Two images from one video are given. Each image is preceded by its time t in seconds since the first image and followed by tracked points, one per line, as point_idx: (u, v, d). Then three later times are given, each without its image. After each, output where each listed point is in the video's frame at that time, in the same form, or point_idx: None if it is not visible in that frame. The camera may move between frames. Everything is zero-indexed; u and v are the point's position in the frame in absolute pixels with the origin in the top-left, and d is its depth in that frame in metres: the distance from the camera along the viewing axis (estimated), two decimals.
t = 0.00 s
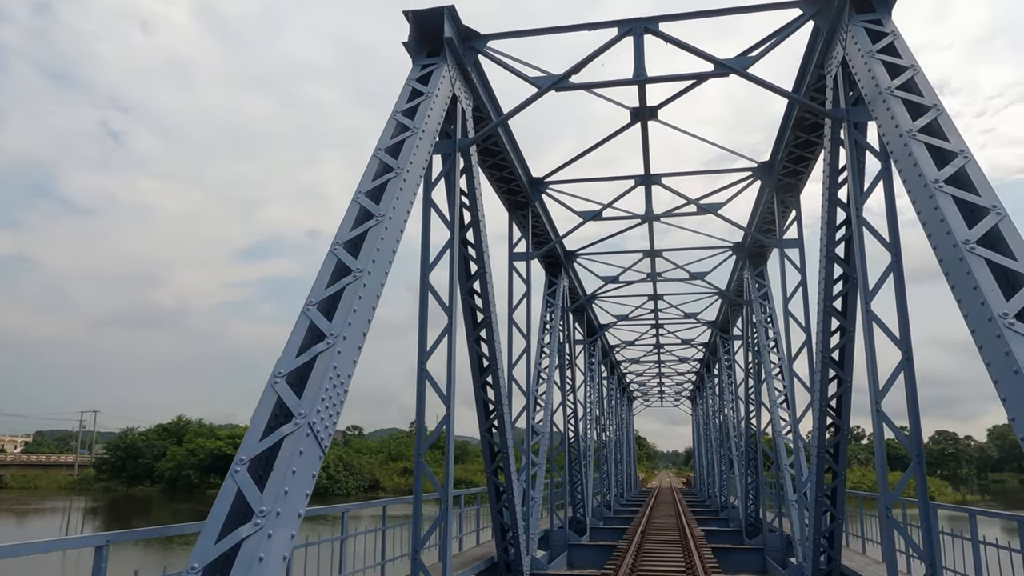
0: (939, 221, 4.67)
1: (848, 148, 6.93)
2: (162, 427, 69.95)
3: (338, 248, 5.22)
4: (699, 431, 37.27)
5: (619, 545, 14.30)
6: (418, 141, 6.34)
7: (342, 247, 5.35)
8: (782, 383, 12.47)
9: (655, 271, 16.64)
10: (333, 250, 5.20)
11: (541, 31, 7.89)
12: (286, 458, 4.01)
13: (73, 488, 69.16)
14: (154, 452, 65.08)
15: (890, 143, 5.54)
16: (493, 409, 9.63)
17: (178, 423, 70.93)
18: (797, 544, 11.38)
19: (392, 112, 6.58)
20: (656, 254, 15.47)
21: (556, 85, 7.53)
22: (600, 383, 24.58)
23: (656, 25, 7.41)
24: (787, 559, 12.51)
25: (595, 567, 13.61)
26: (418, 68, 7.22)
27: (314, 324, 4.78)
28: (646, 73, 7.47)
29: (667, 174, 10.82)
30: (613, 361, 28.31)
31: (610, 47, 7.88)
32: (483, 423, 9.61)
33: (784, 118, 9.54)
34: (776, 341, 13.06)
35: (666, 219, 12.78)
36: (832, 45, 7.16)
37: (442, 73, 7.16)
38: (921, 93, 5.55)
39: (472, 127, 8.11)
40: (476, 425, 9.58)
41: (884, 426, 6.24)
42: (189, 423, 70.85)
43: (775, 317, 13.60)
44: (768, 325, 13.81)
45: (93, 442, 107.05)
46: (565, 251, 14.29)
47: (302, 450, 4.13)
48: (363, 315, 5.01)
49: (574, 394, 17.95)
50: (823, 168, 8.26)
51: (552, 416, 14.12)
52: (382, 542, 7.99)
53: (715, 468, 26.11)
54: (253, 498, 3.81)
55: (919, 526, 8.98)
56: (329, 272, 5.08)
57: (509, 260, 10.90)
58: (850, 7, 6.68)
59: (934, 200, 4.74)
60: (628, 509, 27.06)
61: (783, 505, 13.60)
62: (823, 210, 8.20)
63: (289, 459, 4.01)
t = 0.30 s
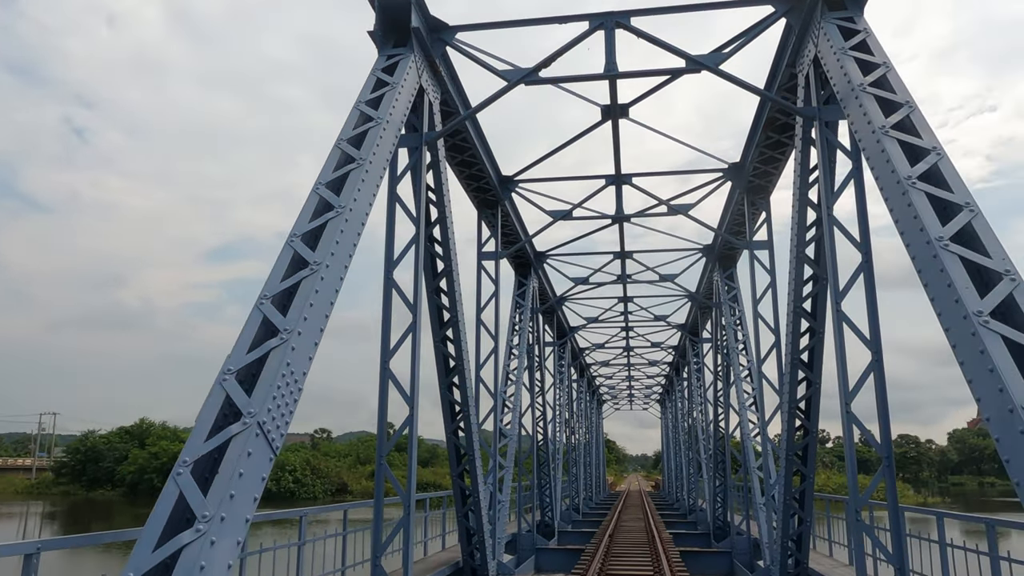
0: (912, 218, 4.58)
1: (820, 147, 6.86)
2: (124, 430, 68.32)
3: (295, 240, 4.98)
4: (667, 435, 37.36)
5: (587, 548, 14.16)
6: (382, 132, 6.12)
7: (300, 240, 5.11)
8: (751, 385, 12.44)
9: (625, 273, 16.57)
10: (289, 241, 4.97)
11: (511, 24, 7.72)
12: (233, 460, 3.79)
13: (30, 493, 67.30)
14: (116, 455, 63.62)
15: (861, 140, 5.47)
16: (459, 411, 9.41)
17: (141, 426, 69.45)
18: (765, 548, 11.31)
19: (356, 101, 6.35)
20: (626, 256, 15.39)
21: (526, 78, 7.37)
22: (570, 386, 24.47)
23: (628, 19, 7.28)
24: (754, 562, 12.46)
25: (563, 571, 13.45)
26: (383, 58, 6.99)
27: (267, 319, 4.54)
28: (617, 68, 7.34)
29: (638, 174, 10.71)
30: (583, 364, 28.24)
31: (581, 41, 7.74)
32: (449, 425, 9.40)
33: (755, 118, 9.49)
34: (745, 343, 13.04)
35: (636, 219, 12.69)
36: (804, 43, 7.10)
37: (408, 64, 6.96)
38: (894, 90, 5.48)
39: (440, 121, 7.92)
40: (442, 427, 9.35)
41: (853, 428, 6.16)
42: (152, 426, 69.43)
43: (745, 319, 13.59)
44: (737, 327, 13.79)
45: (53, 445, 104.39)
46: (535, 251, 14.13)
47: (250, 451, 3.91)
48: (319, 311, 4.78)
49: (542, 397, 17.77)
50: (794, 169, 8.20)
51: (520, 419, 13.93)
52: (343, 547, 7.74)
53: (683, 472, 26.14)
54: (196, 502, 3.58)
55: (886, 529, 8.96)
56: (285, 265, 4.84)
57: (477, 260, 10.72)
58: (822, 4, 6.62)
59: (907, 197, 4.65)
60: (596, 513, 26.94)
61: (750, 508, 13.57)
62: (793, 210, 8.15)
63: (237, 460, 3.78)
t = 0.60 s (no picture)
0: (888, 216, 4.48)
1: (793, 145, 6.78)
2: (83, 432, 66.55)
3: (252, 232, 4.74)
4: (635, 438, 37.40)
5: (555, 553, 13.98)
6: (345, 122, 5.90)
7: (256, 232, 4.86)
8: (720, 388, 12.38)
9: (596, 274, 16.48)
10: (245, 233, 4.72)
11: (481, 16, 7.53)
12: (178, 463, 3.54)
13: None
14: (74, 458, 62.06)
15: (835, 139, 5.39)
16: (426, 412, 9.19)
17: (101, 428, 67.83)
18: (733, 552, 11.24)
19: (319, 91, 6.10)
20: (597, 258, 15.30)
21: (495, 72, 7.20)
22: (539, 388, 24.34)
23: (600, 14, 7.14)
24: (721, 565, 12.40)
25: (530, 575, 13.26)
26: (349, 47, 6.76)
27: (220, 314, 4.29)
28: (589, 64, 7.19)
29: (609, 173, 10.60)
30: (552, 366, 28.11)
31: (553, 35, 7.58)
32: (416, 427, 9.18)
33: (727, 118, 9.41)
34: (715, 346, 12.98)
35: (607, 220, 12.58)
36: (777, 41, 7.03)
37: (374, 54, 6.74)
38: (868, 88, 5.40)
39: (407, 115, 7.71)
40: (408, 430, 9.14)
41: (825, 430, 6.08)
42: (113, 428, 67.85)
43: (714, 322, 13.55)
44: (707, 330, 13.75)
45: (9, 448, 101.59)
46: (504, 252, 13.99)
47: (197, 453, 3.66)
48: (275, 306, 4.55)
49: (511, 399, 17.59)
50: (766, 169, 8.14)
51: (488, 421, 13.74)
52: (303, 553, 7.46)
53: (651, 474, 26.13)
54: (135, 509, 3.33)
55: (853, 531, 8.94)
56: (239, 258, 4.59)
57: (447, 260, 10.59)
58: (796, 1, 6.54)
59: (883, 194, 4.56)
60: (565, 516, 26.80)
61: (719, 511, 13.51)
62: (766, 211, 8.09)
63: (181, 463, 3.55)
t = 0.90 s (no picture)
0: (857, 220, 4.43)
1: (762, 150, 6.74)
2: (38, 435, 64.65)
3: (204, 227, 4.53)
4: (601, 442, 37.43)
5: (519, 559, 13.82)
6: (307, 116, 5.70)
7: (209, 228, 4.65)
8: (687, 393, 12.36)
9: (563, 278, 16.40)
10: (198, 228, 4.51)
11: (449, 11, 7.37)
12: (116, 471, 3.34)
13: None
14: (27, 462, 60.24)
15: (804, 142, 5.35)
16: (388, 416, 8.99)
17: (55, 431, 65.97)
18: (698, 557, 11.20)
19: (280, 83, 5.89)
20: (565, 261, 15.22)
21: (463, 70, 7.06)
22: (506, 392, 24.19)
23: (570, 13, 7.04)
24: (685, 571, 12.35)
25: None
26: (311, 40, 6.55)
27: (168, 312, 4.08)
28: (559, 63, 7.09)
29: (577, 175, 10.51)
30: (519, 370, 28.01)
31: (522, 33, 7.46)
32: (378, 431, 8.97)
33: (696, 122, 9.38)
34: (682, 351, 12.97)
35: (575, 223, 12.50)
36: (747, 45, 7.00)
37: (338, 48, 6.55)
38: (837, 92, 5.37)
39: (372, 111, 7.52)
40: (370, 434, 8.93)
41: (791, 436, 6.03)
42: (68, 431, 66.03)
43: (681, 327, 13.54)
44: (673, 334, 13.73)
45: None
46: (471, 254, 13.83)
47: (139, 460, 3.46)
48: (227, 304, 4.35)
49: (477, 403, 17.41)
50: (734, 174, 8.11)
51: (453, 425, 13.55)
52: (258, 562, 7.20)
53: (616, 479, 26.14)
54: (68, 519, 3.12)
55: (817, 537, 8.93)
56: (190, 254, 4.38)
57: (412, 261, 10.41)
58: (766, 5, 6.51)
59: (852, 199, 4.51)
60: (530, 521, 26.65)
61: (683, 517, 13.48)
62: (733, 215, 8.07)
63: (120, 471, 3.34)
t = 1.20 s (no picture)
0: (784, 228, 4.46)
1: (692, 158, 6.80)
2: None
3: (108, 211, 4.22)
4: (528, 448, 37.45)
5: (441, 566, 13.58)
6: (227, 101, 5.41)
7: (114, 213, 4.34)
8: (613, 400, 12.41)
9: (494, 283, 16.31)
10: (101, 213, 4.19)
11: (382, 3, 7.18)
12: None
13: None
14: None
15: (734, 149, 5.39)
16: (308, 419, 8.68)
17: None
18: (621, 563, 11.22)
19: (201, 65, 5.57)
20: (495, 265, 15.13)
21: (396, 63, 6.88)
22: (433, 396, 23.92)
23: (506, 11, 6.96)
24: None
25: None
26: (236, 22, 6.25)
27: (62, 300, 3.77)
28: (494, 62, 6.99)
29: (510, 178, 10.43)
30: (447, 375, 27.74)
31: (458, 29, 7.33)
32: (297, 434, 8.65)
33: (629, 129, 9.43)
34: (609, 358, 13.02)
35: (506, 226, 12.43)
36: (680, 54, 7.07)
37: (264, 32, 6.27)
38: (766, 102, 5.44)
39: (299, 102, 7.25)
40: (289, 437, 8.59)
41: (713, 443, 6.07)
42: None
43: (609, 333, 13.61)
44: (602, 341, 13.79)
45: None
46: (401, 255, 13.59)
47: (20, 461, 3.16)
48: (130, 294, 4.06)
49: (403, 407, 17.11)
50: (664, 182, 8.17)
51: (377, 429, 13.24)
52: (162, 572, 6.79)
53: (542, 486, 26.16)
54: None
55: (736, 543, 9.04)
56: (91, 239, 4.07)
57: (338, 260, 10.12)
58: (700, 14, 6.57)
59: (779, 206, 4.55)
60: (454, 527, 26.38)
61: (607, 523, 13.52)
62: (663, 223, 8.13)
63: None
